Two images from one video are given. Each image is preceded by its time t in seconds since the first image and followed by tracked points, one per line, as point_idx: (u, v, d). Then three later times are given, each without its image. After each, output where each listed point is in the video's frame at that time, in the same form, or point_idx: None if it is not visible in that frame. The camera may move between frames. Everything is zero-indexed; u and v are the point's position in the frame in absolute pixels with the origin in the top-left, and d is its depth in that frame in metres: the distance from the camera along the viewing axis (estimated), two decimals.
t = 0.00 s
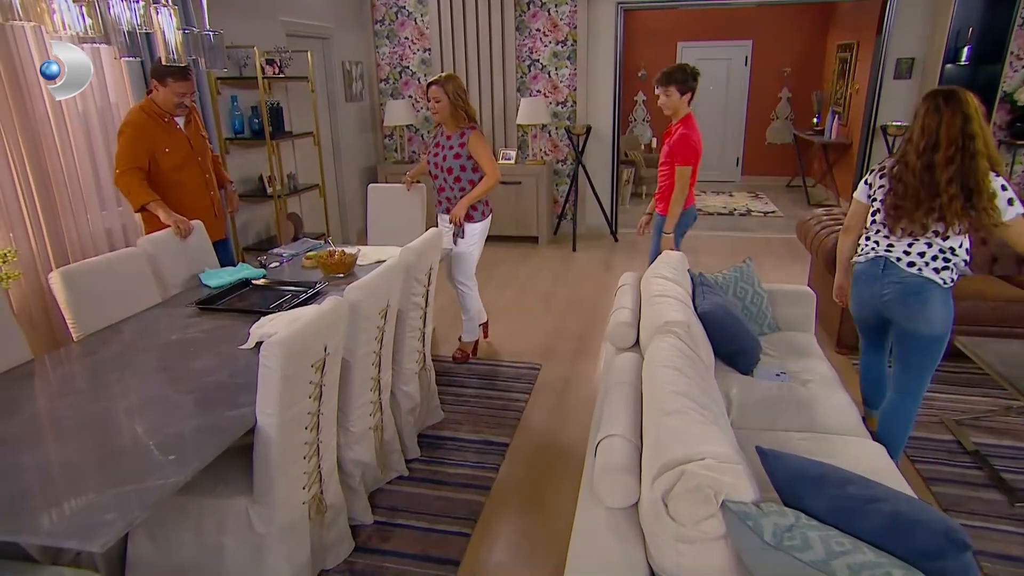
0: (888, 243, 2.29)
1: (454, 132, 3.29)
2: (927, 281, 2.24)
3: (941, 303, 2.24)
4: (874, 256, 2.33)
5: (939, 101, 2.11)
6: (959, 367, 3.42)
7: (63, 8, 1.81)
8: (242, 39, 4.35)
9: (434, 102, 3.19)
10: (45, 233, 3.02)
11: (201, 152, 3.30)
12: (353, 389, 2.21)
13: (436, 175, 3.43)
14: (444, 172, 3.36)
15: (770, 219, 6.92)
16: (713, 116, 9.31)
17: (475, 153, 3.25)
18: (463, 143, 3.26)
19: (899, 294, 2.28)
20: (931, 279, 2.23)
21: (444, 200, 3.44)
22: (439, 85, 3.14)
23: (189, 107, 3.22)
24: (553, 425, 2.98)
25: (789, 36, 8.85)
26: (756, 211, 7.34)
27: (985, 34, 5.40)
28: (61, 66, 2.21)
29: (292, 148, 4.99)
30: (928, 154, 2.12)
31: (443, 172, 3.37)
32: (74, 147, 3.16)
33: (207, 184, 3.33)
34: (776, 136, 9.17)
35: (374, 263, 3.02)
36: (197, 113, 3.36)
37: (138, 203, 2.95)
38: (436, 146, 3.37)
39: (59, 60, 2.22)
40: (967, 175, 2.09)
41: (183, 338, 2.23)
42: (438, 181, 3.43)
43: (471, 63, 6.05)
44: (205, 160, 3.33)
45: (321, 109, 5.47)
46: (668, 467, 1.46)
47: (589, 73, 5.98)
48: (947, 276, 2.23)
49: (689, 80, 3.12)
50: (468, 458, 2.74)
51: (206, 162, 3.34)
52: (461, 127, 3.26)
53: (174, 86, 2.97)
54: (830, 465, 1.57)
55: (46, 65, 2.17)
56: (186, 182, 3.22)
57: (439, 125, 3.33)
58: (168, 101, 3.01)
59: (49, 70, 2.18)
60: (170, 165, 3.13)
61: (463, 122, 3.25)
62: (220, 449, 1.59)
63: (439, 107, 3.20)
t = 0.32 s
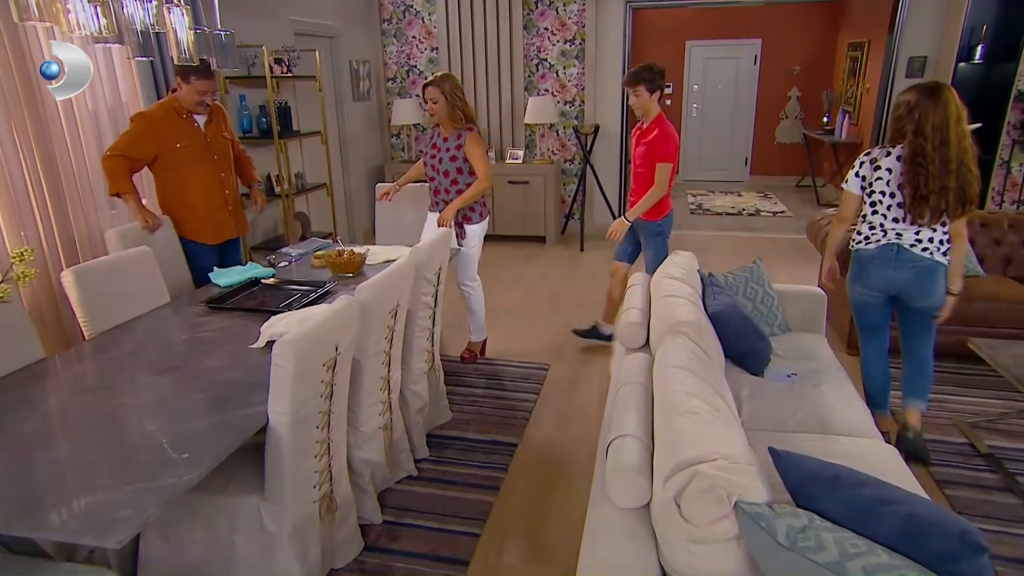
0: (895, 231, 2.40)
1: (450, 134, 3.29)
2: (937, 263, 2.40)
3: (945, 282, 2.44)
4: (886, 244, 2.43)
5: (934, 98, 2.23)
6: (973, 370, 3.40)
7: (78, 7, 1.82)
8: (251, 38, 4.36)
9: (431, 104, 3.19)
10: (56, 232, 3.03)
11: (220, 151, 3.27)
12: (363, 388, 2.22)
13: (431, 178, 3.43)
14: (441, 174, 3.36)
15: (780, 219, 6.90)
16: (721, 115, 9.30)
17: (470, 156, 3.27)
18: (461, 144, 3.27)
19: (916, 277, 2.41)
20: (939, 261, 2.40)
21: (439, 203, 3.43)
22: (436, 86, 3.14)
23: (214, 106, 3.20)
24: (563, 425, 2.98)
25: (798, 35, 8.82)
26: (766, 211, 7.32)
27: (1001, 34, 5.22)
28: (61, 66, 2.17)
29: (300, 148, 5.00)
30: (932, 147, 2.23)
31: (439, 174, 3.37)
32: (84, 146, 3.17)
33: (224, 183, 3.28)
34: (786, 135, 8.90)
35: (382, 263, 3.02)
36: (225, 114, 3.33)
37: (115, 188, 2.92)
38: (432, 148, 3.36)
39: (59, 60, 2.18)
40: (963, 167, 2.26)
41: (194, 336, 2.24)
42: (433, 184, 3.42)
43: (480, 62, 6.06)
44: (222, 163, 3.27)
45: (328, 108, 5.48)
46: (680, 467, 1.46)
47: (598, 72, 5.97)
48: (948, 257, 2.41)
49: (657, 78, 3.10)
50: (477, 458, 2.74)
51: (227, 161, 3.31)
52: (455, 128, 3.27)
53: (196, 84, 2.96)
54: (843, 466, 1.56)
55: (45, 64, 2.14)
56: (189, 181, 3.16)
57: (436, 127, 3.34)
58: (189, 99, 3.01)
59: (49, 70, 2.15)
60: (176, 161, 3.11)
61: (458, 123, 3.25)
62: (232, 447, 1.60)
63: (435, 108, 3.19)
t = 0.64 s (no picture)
0: (898, 226, 2.58)
1: (438, 140, 3.28)
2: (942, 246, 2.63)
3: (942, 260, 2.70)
4: (907, 235, 2.58)
5: (909, 99, 2.44)
6: (989, 372, 3.38)
7: (94, 6, 1.83)
8: (261, 37, 4.37)
9: (416, 110, 3.16)
10: (68, 230, 3.05)
11: (235, 150, 3.27)
12: (374, 387, 2.22)
13: (413, 183, 3.39)
14: (429, 181, 3.35)
15: (790, 219, 6.87)
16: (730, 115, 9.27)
17: (458, 164, 3.30)
18: (449, 152, 3.29)
19: (933, 260, 2.60)
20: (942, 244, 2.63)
21: (422, 208, 3.42)
22: (422, 92, 3.11)
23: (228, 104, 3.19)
24: (574, 425, 2.98)
25: (808, 34, 8.79)
26: (777, 211, 7.31)
27: (1016, 30, 5.34)
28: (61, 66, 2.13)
29: (308, 147, 5.01)
30: (916, 144, 2.43)
31: (422, 179, 3.36)
32: (94, 144, 3.19)
33: (238, 181, 3.28)
34: (796, 135, 9.11)
35: (393, 262, 3.02)
36: (240, 114, 3.33)
37: (113, 183, 2.97)
38: (414, 153, 3.33)
39: (60, 60, 2.14)
40: (946, 157, 2.47)
41: (206, 334, 2.24)
42: (415, 189, 3.40)
43: (488, 61, 6.06)
44: (233, 162, 3.25)
45: (337, 107, 5.48)
46: (694, 467, 1.46)
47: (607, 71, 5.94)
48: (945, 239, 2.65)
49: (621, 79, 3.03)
50: (487, 458, 2.74)
51: (241, 160, 3.31)
52: (440, 134, 3.27)
53: (208, 81, 2.97)
54: (858, 467, 1.56)
55: (45, 65, 2.05)
56: (196, 179, 3.16)
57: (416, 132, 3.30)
58: (202, 96, 3.01)
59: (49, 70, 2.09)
60: (184, 158, 3.12)
61: (443, 129, 3.26)
62: (247, 445, 1.60)
63: (421, 114, 3.17)
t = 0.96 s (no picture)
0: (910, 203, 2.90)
1: (420, 151, 3.29)
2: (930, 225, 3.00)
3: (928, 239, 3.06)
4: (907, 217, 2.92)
5: (912, 90, 2.76)
6: (1005, 373, 3.35)
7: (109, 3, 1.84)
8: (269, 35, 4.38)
9: (396, 118, 3.15)
10: (78, 227, 3.06)
11: (247, 149, 3.27)
12: (385, 385, 2.22)
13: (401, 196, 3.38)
14: (418, 194, 3.35)
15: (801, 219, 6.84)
16: (738, 114, 9.25)
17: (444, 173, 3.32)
18: (433, 162, 3.30)
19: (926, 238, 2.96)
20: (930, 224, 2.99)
21: (415, 220, 3.43)
22: (405, 100, 3.13)
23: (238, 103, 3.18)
24: (586, 424, 2.97)
25: (818, 32, 8.76)
26: (787, 210, 7.30)
27: None
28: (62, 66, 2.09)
29: (316, 145, 5.01)
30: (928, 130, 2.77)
31: (411, 192, 3.36)
32: (104, 142, 3.19)
33: (250, 181, 3.27)
34: (807, 134, 9.12)
35: (402, 260, 3.02)
36: (250, 113, 3.33)
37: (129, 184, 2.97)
38: (398, 167, 3.31)
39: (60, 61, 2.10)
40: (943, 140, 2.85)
41: (218, 331, 2.25)
42: (404, 203, 3.39)
43: (495, 59, 6.05)
44: (247, 161, 3.26)
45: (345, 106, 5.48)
46: (708, 466, 1.44)
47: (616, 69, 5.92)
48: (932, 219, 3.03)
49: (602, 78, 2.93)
50: (497, 457, 2.74)
51: (253, 160, 3.31)
52: (421, 142, 3.28)
53: (217, 79, 2.95)
54: (875, 467, 1.54)
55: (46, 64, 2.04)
56: (212, 179, 3.17)
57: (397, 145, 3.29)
58: (211, 94, 3.00)
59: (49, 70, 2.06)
60: (198, 158, 3.12)
61: (425, 138, 3.27)
62: (260, 443, 1.59)
63: (402, 122, 3.16)
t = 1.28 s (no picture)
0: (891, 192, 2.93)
1: (422, 185, 3.27)
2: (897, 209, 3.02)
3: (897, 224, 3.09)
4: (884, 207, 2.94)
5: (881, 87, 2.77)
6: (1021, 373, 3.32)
7: None
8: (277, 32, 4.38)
9: (398, 153, 3.14)
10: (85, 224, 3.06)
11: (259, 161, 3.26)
12: (395, 384, 2.21)
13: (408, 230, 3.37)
14: (423, 225, 3.34)
15: (811, 218, 6.81)
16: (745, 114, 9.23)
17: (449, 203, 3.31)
18: (437, 193, 3.28)
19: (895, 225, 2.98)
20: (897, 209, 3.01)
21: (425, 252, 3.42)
22: (407, 135, 3.12)
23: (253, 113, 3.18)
24: (596, 424, 2.95)
25: (827, 31, 8.73)
26: (797, 209, 7.26)
27: None
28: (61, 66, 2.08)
29: (323, 142, 5.02)
30: (901, 127, 2.81)
31: (417, 225, 3.35)
32: (112, 139, 3.19)
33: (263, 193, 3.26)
34: (817, 133, 9.06)
35: (411, 258, 3.01)
36: (261, 124, 3.33)
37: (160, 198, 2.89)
38: (403, 203, 3.30)
39: (58, 59, 2.09)
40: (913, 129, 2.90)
41: (228, 328, 2.24)
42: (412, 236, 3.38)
43: (502, 56, 6.05)
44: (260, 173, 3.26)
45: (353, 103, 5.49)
46: (722, 466, 1.43)
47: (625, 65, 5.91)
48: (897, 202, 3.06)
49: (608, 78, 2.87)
50: (506, 456, 2.72)
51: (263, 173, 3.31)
52: (424, 175, 3.26)
53: (241, 89, 2.91)
54: (892, 467, 1.52)
55: (44, 64, 2.04)
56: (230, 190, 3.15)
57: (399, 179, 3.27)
58: (234, 104, 2.97)
59: (48, 69, 2.06)
60: (218, 171, 3.09)
61: (427, 171, 3.26)
62: (270, 440, 1.59)
63: (404, 157, 3.15)
